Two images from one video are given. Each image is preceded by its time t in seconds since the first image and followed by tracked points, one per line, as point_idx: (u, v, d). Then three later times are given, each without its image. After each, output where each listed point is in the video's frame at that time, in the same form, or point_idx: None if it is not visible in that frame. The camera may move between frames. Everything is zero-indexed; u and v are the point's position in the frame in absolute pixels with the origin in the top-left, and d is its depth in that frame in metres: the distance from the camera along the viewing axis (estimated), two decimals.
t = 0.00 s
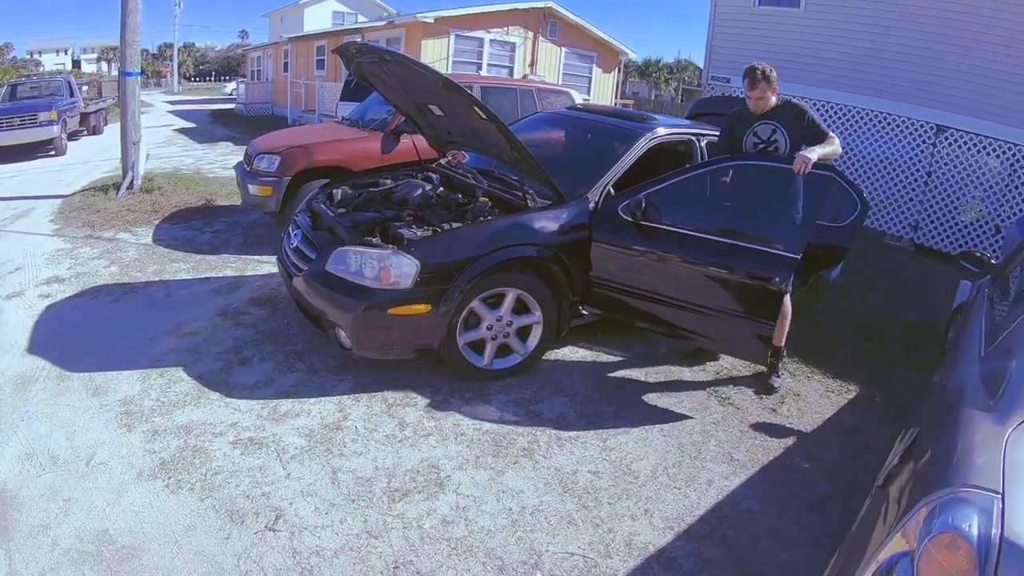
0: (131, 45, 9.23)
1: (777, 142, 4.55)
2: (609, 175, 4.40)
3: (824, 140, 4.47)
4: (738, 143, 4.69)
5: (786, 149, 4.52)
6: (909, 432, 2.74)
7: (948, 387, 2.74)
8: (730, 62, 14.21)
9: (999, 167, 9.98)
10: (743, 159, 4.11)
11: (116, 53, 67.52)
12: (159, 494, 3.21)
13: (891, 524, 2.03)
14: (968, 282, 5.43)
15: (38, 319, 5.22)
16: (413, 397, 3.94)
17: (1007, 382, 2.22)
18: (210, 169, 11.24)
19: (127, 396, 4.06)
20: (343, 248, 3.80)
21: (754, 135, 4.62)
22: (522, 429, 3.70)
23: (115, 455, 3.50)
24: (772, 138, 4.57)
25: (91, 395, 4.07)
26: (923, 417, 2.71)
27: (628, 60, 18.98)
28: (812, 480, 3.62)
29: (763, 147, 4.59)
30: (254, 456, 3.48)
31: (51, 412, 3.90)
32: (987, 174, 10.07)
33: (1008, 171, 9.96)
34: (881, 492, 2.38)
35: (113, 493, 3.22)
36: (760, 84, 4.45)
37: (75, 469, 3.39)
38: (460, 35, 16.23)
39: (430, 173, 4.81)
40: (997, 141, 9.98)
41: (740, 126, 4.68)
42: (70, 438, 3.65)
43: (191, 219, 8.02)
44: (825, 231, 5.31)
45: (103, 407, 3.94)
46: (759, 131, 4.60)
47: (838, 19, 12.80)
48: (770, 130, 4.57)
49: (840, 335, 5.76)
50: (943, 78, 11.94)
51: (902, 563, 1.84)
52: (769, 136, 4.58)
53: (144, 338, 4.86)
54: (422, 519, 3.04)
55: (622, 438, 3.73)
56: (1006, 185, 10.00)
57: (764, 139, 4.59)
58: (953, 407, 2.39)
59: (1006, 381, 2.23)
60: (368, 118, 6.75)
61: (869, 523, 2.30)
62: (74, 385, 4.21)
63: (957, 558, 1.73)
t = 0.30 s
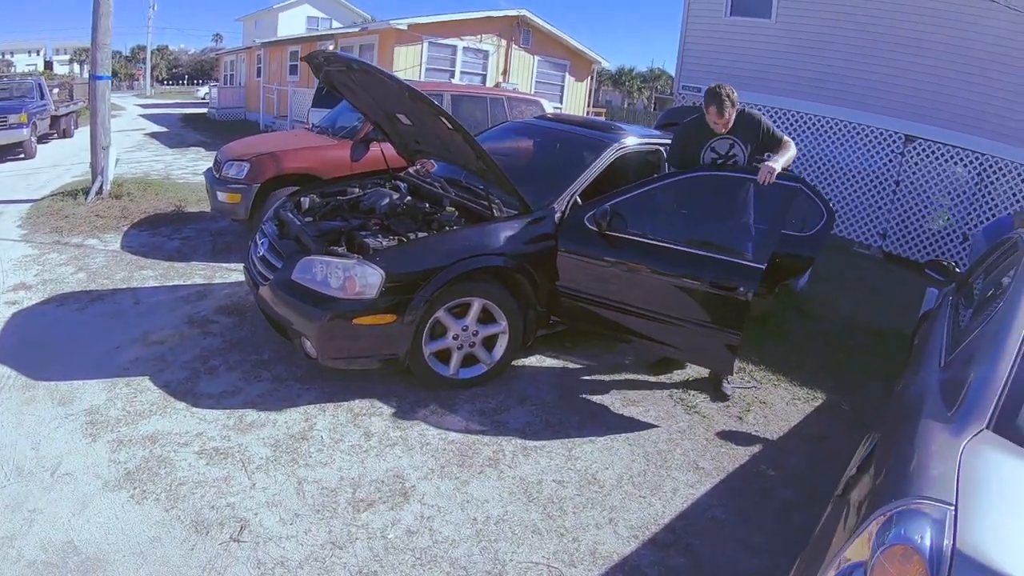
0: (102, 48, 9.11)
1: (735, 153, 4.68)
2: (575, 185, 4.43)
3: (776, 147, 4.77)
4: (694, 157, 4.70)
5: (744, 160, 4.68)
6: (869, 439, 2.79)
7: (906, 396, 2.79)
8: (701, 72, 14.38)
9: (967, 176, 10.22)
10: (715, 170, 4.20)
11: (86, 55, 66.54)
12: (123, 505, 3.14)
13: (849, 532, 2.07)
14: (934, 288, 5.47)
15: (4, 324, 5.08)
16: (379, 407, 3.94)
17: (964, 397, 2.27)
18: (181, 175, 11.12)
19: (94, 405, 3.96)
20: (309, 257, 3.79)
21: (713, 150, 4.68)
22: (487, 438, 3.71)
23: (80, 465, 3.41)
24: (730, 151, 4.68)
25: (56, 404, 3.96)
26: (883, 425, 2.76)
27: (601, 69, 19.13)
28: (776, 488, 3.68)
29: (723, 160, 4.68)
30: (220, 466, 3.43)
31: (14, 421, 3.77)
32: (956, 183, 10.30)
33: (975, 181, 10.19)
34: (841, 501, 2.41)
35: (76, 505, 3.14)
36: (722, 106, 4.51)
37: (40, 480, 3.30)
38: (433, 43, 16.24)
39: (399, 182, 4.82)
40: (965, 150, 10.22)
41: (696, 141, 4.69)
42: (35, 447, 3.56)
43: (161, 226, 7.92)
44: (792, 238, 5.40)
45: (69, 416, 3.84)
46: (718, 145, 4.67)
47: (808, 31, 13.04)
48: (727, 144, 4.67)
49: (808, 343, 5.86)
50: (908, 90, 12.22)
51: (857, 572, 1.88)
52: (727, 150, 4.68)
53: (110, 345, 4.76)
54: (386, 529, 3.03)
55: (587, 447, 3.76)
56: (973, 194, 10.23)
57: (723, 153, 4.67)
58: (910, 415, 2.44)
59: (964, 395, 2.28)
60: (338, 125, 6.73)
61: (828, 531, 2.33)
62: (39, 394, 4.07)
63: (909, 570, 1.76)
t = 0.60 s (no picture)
0: (69, 72, 9.02)
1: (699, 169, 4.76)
2: (541, 206, 4.50)
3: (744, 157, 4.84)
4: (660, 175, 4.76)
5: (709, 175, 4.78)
6: (839, 443, 2.81)
7: (869, 401, 2.85)
8: (667, 87, 14.60)
9: (933, 182, 10.59)
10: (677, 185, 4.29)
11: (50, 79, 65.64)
12: (97, 536, 3.07)
13: (818, 537, 2.07)
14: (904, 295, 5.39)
15: None
16: (352, 431, 3.94)
17: (928, 401, 2.31)
18: (150, 200, 11.01)
19: (66, 435, 3.85)
20: (278, 282, 3.82)
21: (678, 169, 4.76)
22: (461, 459, 3.73)
23: (53, 496, 3.32)
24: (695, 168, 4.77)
25: (27, 435, 3.84)
26: (851, 426, 2.80)
27: (567, 87, 19.35)
28: (748, 498, 3.73)
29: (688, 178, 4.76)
30: (194, 495, 3.37)
31: None
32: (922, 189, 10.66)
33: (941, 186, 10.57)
34: (810, 508, 2.44)
35: (48, 537, 3.05)
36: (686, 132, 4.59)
37: (11, 512, 3.20)
38: (400, 63, 16.31)
39: (367, 205, 4.85)
40: (932, 158, 10.49)
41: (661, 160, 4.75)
42: (7, 479, 3.44)
43: (130, 251, 7.82)
44: (760, 249, 5.47)
45: (41, 446, 3.73)
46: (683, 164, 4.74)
47: (770, 46, 13.35)
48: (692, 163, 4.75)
49: (777, 352, 5.95)
50: (868, 102, 12.62)
51: None
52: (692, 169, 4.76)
53: (81, 373, 4.66)
54: (362, 553, 3.03)
55: (560, 464, 3.79)
56: (938, 200, 10.62)
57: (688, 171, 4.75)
58: (875, 418, 2.49)
59: (928, 398, 2.33)
60: (307, 148, 6.75)
61: (798, 536, 2.36)
62: (10, 425, 3.93)
63: None
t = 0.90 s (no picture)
0: (45, 100, 8.97)
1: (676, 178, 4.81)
2: (521, 219, 4.54)
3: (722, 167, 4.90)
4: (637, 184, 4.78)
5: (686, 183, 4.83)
6: (823, 441, 2.83)
7: (849, 400, 2.89)
8: (642, 96, 14.75)
9: (909, 179, 10.95)
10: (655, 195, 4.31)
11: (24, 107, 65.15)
12: (87, 566, 3.02)
13: (805, 534, 2.09)
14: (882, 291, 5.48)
15: None
16: (339, 452, 3.93)
17: (909, 396, 2.35)
18: (129, 227, 10.94)
19: (51, 466, 3.80)
20: (260, 305, 3.82)
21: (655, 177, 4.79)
22: (449, 476, 3.73)
23: (41, 527, 3.28)
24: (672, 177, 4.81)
25: (12, 467, 3.79)
26: (833, 425, 2.83)
27: (543, 101, 19.51)
28: (738, 502, 3.76)
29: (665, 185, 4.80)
30: (182, 521, 3.34)
31: None
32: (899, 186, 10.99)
33: (916, 183, 10.93)
34: (796, 508, 2.46)
35: (37, 568, 3.01)
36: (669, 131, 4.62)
37: None
38: (376, 83, 16.38)
39: (346, 225, 4.87)
40: (904, 155, 10.96)
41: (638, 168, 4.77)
42: None
43: (110, 279, 7.76)
44: (737, 254, 5.55)
45: (26, 478, 3.68)
46: (661, 172, 4.78)
47: (741, 53, 13.55)
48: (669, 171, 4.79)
49: (760, 356, 6.01)
50: (838, 105, 12.85)
51: None
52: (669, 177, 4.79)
53: (64, 403, 4.61)
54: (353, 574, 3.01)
55: (549, 476, 3.81)
56: (914, 198, 10.96)
57: (666, 178, 4.79)
58: (856, 418, 2.52)
59: (909, 393, 2.37)
60: (285, 170, 6.76)
61: (785, 537, 2.38)
62: None
63: (861, 569, 1.78)
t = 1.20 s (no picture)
0: (28, 125, 8.94)
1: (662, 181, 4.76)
2: (506, 229, 4.56)
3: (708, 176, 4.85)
4: (623, 183, 4.81)
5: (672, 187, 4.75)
6: (815, 438, 2.85)
7: (839, 395, 2.91)
8: (624, 101, 14.83)
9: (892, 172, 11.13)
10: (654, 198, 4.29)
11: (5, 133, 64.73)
12: None
13: (800, 530, 2.10)
14: (869, 286, 5.55)
15: None
16: (334, 469, 3.92)
17: (898, 389, 2.37)
18: (115, 250, 10.88)
19: (45, 494, 3.77)
20: (249, 325, 3.82)
21: (640, 175, 4.79)
22: (445, 488, 3.73)
23: (37, 556, 3.25)
24: (658, 178, 4.76)
25: (6, 496, 3.75)
26: (824, 421, 2.85)
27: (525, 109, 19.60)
28: (734, 501, 3.78)
29: (650, 186, 4.78)
30: (180, 544, 3.32)
31: None
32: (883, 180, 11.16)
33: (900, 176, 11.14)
34: (791, 506, 2.48)
35: None
36: (662, 114, 4.62)
37: None
38: (358, 97, 16.40)
39: (332, 241, 4.88)
40: (887, 149, 11.16)
41: (625, 166, 4.81)
42: None
43: (98, 303, 7.72)
44: (723, 255, 5.59)
45: (21, 507, 3.65)
46: (646, 170, 4.77)
47: (721, 55, 13.66)
48: (655, 171, 4.76)
49: (751, 355, 6.03)
50: (819, 102, 12.96)
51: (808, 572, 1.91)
52: (655, 177, 4.77)
53: (57, 429, 4.57)
54: None
55: (545, 484, 3.82)
56: (898, 190, 11.18)
57: (651, 178, 4.77)
58: (845, 413, 2.55)
59: (898, 386, 2.39)
60: (270, 188, 6.76)
61: (781, 534, 2.39)
62: None
63: (857, 563, 1.80)
